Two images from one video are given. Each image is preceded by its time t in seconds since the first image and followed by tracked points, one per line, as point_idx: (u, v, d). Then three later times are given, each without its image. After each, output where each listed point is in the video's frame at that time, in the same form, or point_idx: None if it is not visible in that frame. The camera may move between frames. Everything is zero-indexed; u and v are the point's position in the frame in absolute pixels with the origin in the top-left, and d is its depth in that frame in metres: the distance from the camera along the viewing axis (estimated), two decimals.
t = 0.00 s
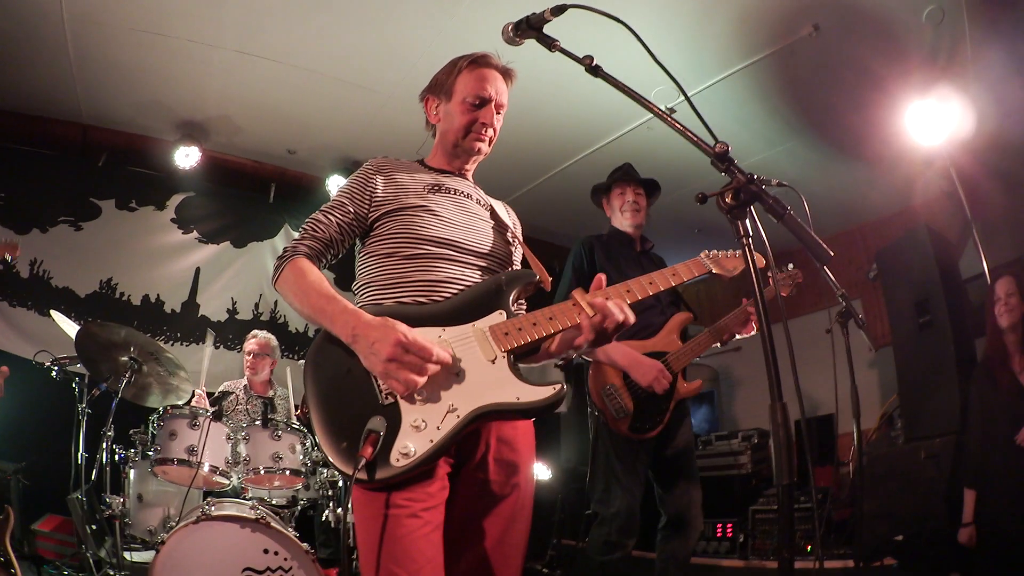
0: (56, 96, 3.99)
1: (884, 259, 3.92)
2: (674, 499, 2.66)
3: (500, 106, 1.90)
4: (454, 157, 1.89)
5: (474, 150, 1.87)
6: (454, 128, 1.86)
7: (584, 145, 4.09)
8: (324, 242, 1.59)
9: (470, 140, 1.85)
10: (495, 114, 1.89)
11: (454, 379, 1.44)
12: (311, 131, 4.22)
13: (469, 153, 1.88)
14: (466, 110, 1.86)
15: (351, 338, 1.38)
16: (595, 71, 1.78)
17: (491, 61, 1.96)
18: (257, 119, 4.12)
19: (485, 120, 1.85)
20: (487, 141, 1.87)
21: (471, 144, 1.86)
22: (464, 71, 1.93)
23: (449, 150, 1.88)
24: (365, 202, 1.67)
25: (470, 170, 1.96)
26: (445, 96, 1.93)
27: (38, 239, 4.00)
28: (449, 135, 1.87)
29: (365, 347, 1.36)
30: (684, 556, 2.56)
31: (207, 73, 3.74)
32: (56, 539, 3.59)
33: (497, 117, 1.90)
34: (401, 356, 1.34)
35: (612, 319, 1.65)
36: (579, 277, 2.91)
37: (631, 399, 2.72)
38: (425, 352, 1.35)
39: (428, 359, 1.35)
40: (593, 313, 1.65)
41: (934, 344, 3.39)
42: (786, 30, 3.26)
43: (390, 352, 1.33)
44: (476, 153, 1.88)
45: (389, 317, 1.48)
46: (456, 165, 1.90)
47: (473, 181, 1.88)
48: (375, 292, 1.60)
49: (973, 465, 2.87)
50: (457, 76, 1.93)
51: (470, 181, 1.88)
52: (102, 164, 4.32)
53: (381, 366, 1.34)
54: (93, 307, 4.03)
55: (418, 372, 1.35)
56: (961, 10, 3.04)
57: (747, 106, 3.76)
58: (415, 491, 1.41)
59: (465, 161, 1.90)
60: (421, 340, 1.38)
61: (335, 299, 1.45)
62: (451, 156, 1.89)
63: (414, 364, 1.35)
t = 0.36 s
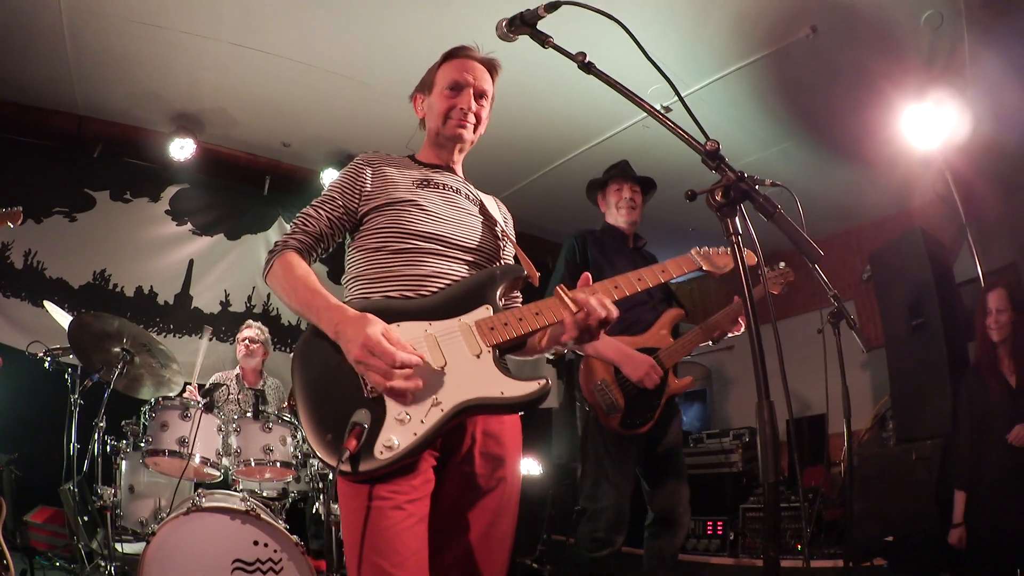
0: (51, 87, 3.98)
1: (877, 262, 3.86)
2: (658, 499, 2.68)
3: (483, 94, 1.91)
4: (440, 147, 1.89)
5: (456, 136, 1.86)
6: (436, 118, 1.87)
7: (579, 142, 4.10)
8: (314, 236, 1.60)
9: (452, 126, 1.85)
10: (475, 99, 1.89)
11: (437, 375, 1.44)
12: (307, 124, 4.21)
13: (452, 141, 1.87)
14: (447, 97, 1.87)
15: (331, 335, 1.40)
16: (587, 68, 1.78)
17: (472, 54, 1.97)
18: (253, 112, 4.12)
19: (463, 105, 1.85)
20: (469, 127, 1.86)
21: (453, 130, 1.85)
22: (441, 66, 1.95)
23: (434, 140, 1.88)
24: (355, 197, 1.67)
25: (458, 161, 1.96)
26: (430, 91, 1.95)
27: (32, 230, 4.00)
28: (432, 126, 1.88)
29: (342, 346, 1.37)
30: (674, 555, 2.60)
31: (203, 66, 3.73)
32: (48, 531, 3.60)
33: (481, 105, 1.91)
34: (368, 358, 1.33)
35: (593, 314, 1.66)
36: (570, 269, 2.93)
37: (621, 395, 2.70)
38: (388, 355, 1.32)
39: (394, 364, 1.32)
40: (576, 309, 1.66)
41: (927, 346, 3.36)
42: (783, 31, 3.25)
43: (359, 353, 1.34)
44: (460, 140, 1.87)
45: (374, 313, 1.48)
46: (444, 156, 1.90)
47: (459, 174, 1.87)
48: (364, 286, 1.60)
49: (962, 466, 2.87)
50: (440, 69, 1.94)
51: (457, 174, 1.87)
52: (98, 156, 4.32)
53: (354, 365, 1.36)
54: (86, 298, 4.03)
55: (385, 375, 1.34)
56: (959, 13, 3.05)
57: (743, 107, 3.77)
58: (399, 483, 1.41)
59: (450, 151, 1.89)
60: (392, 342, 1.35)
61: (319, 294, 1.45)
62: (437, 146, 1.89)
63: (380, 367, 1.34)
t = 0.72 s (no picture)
0: (52, 82, 3.98)
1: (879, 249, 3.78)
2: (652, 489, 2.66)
3: (484, 87, 1.91)
4: (439, 137, 1.89)
5: (458, 130, 1.87)
6: (437, 109, 1.87)
7: (582, 131, 4.10)
8: (311, 227, 1.61)
9: (453, 120, 1.86)
10: (478, 94, 1.90)
11: (431, 358, 1.45)
12: (308, 114, 4.20)
13: (452, 134, 1.88)
14: (449, 90, 1.87)
15: (329, 319, 1.40)
16: (587, 53, 1.78)
17: (474, 43, 1.97)
18: (255, 104, 4.12)
19: (468, 99, 1.86)
20: (470, 121, 1.87)
21: (454, 123, 1.86)
22: (445, 53, 1.94)
23: (433, 131, 1.88)
24: (351, 186, 1.67)
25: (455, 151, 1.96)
26: (429, 79, 1.94)
27: (36, 224, 4.02)
28: (433, 116, 1.88)
29: (341, 327, 1.38)
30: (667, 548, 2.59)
31: (204, 57, 3.73)
32: (54, 524, 3.62)
33: (480, 97, 1.91)
34: (369, 336, 1.35)
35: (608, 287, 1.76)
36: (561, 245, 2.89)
37: (610, 379, 2.71)
38: (391, 332, 1.35)
39: (395, 340, 1.35)
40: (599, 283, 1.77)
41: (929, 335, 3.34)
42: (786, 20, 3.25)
43: (359, 332, 1.35)
44: (460, 134, 1.88)
45: (370, 297, 1.49)
46: (441, 146, 1.90)
47: (457, 162, 1.87)
48: (361, 274, 1.61)
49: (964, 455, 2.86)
50: (441, 58, 1.93)
51: (455, 162, 1.87)
52: (100, 150, 4.33)
53: (352, 345, 1.37)
54: (90, 290, 4.05)
55: (386, 352, 1.36)
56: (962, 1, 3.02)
57: (746, 98, 3.79)
58: (394, 467, 1.42)
59: (449, 142, 1.89)
60: (392, 320, 1.38)
61: (316, 281, 1.46)
62: (436, 136, 1.89)
63: (382, 344, 1.36)
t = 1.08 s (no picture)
0: (51, 85, 3.97)
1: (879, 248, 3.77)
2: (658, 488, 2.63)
3: (479, 88, 1.92)
4: (434, 142, 1.89)
5: (452, 137, 1.87)
6: (435, 114, 1.86)
7: (580, 131, 4.10)
8: (307, 231, 1.61)
9: (450, 126, 1.86)
10: (473, 97, 1.90)
11: (429, 360, 1.45)
12: (307, 116, 4.20)
13: (448, 140, 1.88)
14: (446, 93, 1.86)
15: (325, 322, 1.40)
16: (585, 52, 1.77)
17: (468, 45, 1.97)
18: (253, 105, 4.12)
19: (464, 103, 1.86)
20: (466, 125, 1.88)
21: (450, 130, 1.86)
22: (440, 58, 1.93)
23: (429, 135, 1.88)
24: (346, 191, 1.68)
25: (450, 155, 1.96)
26: (425, 81, 1.93)
27: (35, 228, 4.01)
28: (430, 121, 1.87)
29: (338, 330, 1.38)
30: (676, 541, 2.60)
31: (203, 59, 3.72)
32: (54, 527, 3.62)
33: (476, 98, 1.91)
34: (365, 339, 1.34)
35: (644, 274, 1.78)
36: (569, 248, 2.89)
37: (619, 380, 2.73)
38: (386, 335, 1.34)
39: (392, 342, 1.34)
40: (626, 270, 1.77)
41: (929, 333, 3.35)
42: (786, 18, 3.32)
43: (355, 335, 1.34)
44: (455, 139, 1.88)
45: (368, 299, 1.49)
46: (437, 150, 1.89)
47: (453, 166, 1.87)
48: (357, 277, 1.60)
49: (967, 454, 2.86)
50: (436, 61, 1.92)
51: (451, 166, 1.87)
52: (98, 153, 4.32)
53: (349, 348, 1.36)
54: (88, 293, 4.04)
55: (383, 354, 1.36)
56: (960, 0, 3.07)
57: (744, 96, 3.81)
58: (393, 469, 1.41)
59: (444, 147, 1.89)
60: (389, 322, 1.37)
61: (312, 284, 1.46)
62: (432, 141, 1.88)
63: (378, 347, 1.35)
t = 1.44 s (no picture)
0: (48, 85, 3.97)
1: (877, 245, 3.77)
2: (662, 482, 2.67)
3: (484, 87, 1.91)
4: (437, 140, 1.89)
5: (456, 133, 1.87)
6: (437, 111, 1.86)
7: (577, 129, 4.10)
8: (308, 229, 1.61)
9: (455, 124, 1.86)
10: (479, 95, 1.89)
11: (426, 359, 1.45)
12: (304, 114, 4.19)
13: (451, 137, 1.88)
14: (450, 91, 1.86)
15: (328, 320, 1.40)
16: (581, 49, 1.77)
17: (474, 43, 1.96)
18: (250, 104, 4.11)
19: (469, 100, 1.86)
20: (470, 124, 1.87)
21: (454, 128, 1.86)
22: (445, 54, 1.93)
23: (432, 133, 1.88)
24: (346, 188, 1.67)
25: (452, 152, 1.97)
26: (430, 78, 1.92)
27: (33, 227, 4.01)
28: (432, 118, 1.87)
29: (340, 327, 1.38)
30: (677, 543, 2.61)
31: (199, 58, 3.72)
32: (54, 527, 3.63)
33: (480, 97, 1.91)
34: (374, 335, 1.35)
35: (594, 292, 1.56)
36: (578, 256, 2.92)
37: (633, 379, 2.71)
38: (395, 332, 1.36)
39: (400, 340, 1.36)
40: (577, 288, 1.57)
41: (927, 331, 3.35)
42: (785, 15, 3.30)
43: (364, 331, 1.35)
44: (459, 137, 1.89)
45: (367, 297, 1.49)
46: (438, 149, 1.90)
47: (453, 164, 1.87)
48: (356, 275, 1.60)
49: (964, 451, 2.85)
50: (441, 58, 1.92)
51: (451, 164, 1.87)
52: (96, 152, 4.32)
53: (354, 345, 1.36)
54: (86, 292, 4.04)
55: (388, 353, 1.36)
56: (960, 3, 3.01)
57: (741, 94, 3.81)
58: (390, 467, 1.41)
59: (447, 144, 1.90)
60: (396, 321, 1.39)
61: (316, 282, 1.46)
62: (433, 138, 1.89)
63: (384, 344, 1.36)
